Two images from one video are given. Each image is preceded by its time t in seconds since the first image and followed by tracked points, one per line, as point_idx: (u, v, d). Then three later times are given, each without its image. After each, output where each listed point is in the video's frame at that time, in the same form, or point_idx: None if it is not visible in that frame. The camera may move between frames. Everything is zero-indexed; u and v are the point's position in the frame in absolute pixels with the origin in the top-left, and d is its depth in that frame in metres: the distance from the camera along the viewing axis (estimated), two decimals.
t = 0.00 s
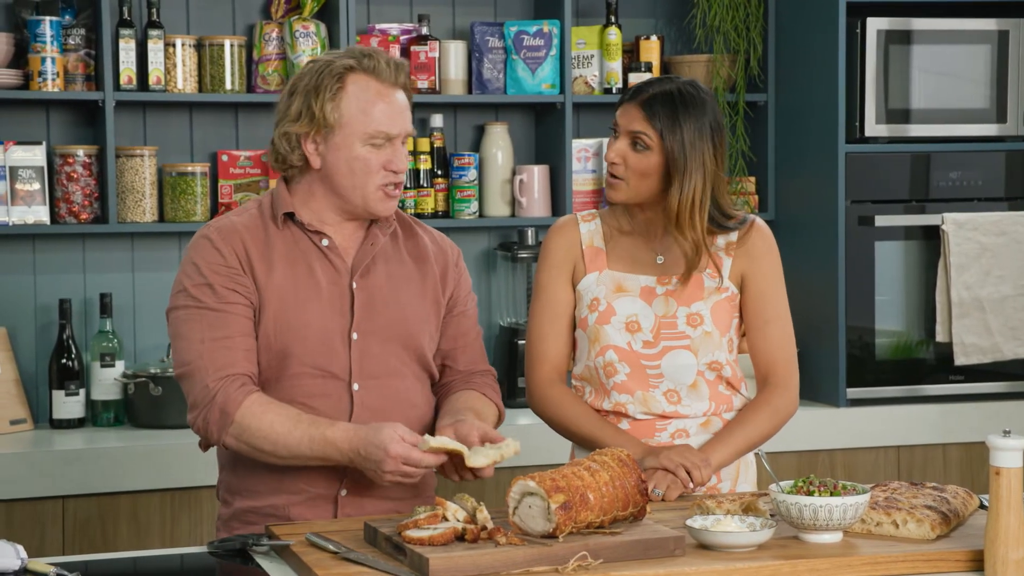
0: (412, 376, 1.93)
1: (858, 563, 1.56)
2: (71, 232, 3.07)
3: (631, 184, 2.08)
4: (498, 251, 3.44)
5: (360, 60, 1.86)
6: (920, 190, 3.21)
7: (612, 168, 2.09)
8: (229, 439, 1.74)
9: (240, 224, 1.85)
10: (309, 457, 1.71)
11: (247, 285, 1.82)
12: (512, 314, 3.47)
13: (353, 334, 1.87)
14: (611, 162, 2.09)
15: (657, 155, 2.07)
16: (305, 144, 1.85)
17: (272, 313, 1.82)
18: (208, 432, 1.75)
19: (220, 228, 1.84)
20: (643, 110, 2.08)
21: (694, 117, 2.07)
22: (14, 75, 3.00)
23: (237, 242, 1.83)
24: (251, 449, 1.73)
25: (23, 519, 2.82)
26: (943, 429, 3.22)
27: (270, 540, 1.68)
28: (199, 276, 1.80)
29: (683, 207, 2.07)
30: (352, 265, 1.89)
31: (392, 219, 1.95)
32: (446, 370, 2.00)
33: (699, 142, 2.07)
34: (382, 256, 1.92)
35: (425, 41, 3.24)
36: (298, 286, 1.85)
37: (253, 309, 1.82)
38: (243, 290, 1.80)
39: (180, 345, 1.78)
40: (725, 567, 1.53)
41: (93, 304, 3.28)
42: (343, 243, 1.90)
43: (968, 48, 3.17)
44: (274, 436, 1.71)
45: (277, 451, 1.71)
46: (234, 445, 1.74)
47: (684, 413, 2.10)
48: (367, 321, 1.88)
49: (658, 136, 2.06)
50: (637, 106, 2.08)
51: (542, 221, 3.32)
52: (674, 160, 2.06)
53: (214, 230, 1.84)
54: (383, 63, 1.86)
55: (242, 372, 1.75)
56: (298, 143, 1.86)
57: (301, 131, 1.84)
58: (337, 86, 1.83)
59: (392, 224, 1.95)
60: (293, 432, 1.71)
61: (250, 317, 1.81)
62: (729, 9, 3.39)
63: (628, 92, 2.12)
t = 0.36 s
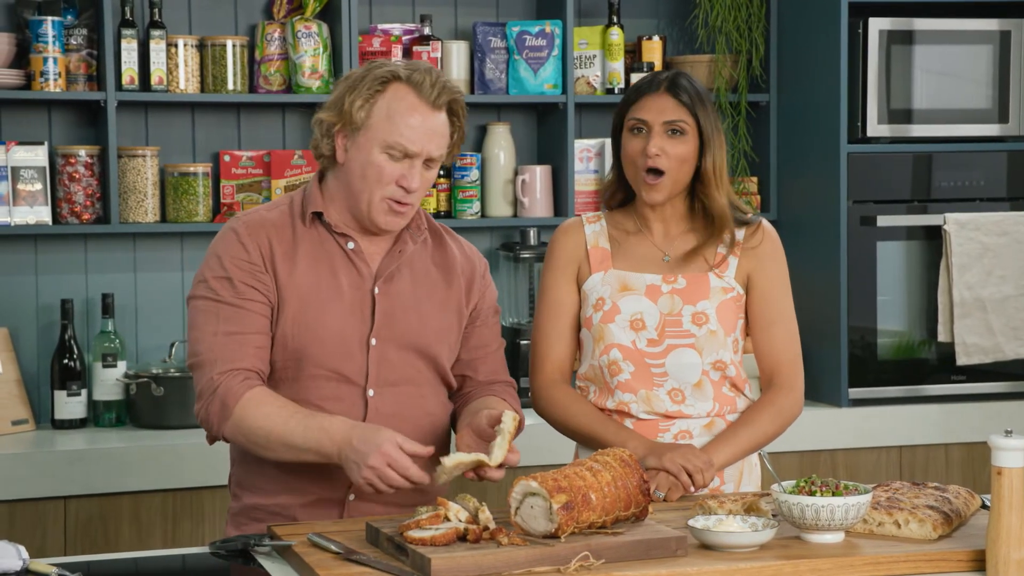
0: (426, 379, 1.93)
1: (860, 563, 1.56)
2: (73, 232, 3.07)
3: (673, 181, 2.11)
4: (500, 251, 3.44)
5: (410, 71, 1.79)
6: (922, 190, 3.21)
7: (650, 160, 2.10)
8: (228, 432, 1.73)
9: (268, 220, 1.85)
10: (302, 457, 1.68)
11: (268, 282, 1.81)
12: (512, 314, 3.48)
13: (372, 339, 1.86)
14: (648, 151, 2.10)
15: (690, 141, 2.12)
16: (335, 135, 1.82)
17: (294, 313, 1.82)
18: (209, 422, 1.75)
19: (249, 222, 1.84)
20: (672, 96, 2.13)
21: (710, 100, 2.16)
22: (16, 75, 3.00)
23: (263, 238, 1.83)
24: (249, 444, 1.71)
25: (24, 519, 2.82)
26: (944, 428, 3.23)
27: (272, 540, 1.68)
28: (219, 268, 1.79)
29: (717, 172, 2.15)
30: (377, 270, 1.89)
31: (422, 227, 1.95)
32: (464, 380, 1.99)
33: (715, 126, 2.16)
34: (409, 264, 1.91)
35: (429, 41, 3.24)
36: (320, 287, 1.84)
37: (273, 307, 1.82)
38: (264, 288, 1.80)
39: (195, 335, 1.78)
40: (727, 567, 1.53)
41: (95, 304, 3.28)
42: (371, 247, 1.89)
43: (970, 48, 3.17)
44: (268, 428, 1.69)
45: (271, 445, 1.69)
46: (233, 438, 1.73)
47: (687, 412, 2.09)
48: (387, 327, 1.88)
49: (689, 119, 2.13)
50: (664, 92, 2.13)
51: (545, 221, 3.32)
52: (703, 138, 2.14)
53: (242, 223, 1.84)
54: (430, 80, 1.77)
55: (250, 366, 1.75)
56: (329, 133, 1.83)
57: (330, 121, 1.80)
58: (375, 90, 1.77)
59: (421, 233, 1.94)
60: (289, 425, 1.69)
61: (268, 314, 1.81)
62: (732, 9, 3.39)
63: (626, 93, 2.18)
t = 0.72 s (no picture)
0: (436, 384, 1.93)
1: (856, 563, 1.56)
2: (69, 232, 3.07)
3: (679, 177, 2.13)
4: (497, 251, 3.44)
5: (442, 76, 1.76)
6: (919, 190, 3.21)
7: (657, 163, 2.12)
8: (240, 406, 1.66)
9: (292, 219, 1.84)
10: (303, 437, 1.59)
11: (291, 281, 1.80)
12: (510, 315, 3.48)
13: (388, 344, 1.86)
14: (656, 154, 2.12)
15: (695, 141, 2.15)
16: (363, 137, 1.79)
17: (312, 315, 1.82)
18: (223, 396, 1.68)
19: (275, 220, 1.83)
20: (675, 96, 2.16)
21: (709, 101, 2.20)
22: (13, 75, 3.00)
23: (289, 237, 1.82)
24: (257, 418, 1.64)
25: (21, 520, 2.82)
26: (941, 429, 3.23)
27: (269, 540, 1.68)
28: (246, 257, 1.76)
29: (717, 178, 2.17)
30: (396, 275, 1.88)
31: (441, 232, 1.94)
32: (476, 386, 1.99)
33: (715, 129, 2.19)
34: (427, 269, 1.91)
35: (425, 41, 3.22)
36: (340, 291, 1.84)
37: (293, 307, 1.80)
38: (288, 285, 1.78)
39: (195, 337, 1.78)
40: (724, 568, 1.53)
41: (91, 305, 3.28)
42: (392, 251, 1.88)
43: (967, 48, 3.18)
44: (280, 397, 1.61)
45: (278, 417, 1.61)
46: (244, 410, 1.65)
47: (691, 414, 2.09)
48: (405, 333, 1.87)
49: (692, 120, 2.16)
50: (666, 93, 2.16)
51: (541, 221, 3.32)
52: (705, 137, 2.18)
53: (269, 221, 1.82)
54: (463, 87, 1.75)
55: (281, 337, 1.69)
56: (358, 133, 1.80)
57: (360, 122, 1.77)
58: (407, 94, 1.74)
59: (441, 238, 1.94)
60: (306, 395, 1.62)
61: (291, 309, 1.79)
62: (728, 9, 3.40)
63: (625, 98, 2.22)
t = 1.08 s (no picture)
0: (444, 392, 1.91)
1: (851, 563, 1.56)
2: (64, 233, 3.07)
3: (668, 195, 2.10)
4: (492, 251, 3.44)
5: (462, 80, 1.75)
6: (914, 190, 3.22)
7: (643, 184, 2.09)
8: (296, 374, 1.51)
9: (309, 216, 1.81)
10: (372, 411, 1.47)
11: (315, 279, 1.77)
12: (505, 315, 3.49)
13: (400, 348, 1.86)
14: (640, 179, 2.09)
15: (682, 165, 2.10)
16: (378, 138, 1.77)
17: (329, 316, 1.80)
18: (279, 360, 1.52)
19: (296, 216, 1.79)
20: (663, 122, 2.08)
21: (708, 111, 2.11)
22: (7, 76, 3.00)
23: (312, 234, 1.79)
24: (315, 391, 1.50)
25: (16, 520, 2.81)
26: (936, 428, 3.24)
27: (264, 541, 1.68)
28: (280, 241, 1.70)
29: (708, 206, 2.11)
30: (407, 277, 1.88)
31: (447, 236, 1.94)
32: (475, 386, 1.98)
33: (714, 137, 2.11)
34: (436, 272, 1.91)
35: (420, 41, 3.22)
36: (356, 292, 1.83)
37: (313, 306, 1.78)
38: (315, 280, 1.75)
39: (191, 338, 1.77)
40: (719, 568, 1.53)
41: (86, 305, 3.28)
42: (404, 253, 1.88)
43: (962, 49, 3.18)
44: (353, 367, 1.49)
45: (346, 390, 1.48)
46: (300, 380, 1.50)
47: (688, 416, 2.10)
48: (415, 336, 1.87)
49: (682, 142, 2.09)
50: (655, 117, 2.09)
51: (536, 221, 3.32)
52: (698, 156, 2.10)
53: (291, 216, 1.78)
54: (482, 92, 1.75)
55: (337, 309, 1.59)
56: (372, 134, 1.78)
57: (379, 124, 1.75)
58: (427, 97, 1.73)
59: (447, 241, 1.93)
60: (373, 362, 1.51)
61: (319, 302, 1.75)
62: (723, 9, 3.40)
63: (626, 97, 2.14)
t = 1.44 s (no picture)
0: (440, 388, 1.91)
1: (846, 562, 1.56)
2: (59, 232, 3.07)
3: (666, 198, 2.09)
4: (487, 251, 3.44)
5: (468, 80, 1.76)
6: (909, 189, 3.22)
7: (643, 188, 2.07)
8: (291, 363, 1.49)
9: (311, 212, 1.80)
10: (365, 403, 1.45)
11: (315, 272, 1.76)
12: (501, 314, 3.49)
13: (400, 346, 1.85)
14: (640, 182, 2.07)
15: (682, 169, 2.08)
16: (383, 135, 1.77)
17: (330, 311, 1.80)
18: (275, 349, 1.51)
19: (297, 210, 1.78)
20: (662, 128, 2.06)
21: (707, 115, 2.09)
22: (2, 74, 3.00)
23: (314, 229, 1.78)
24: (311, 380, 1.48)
25: (11, 519, 2.81)
26: (931, 428, 3.24)
27: (260, 539, 1.68)
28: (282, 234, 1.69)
29: (707, 214, 2.09)
30: (408, 275, 1.88)
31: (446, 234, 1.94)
32: (474, 384, 1.99)
33: (715, 140, 2.09)
34: (436, 270, 1.90)
35: (415, 40, 3.21)
36: (357, 288, 1.82)
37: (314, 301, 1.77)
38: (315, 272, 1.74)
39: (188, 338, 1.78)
40: (714, 566, 1.53)
41: (81, 304, 3.28)
42: (405, 251, 1.88)
43: (957, 47, 3.18)
44: (347, 357, 1.47)
45: (340, 379, 1.46)
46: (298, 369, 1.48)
47: (688, 418, 2.10)
48: (416, 334, 1.86)
49: (681, 146, 2.07)
50: (655, 123, 2.07)
51: (532, 220, 3.33)
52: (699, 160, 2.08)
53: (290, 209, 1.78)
54: (489, 92, 1.76)
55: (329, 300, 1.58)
56: (377, 131, 1.78)
57: (386, 120, 1.75)
58: (434, 94, 1.74)
59: (446, 239, 1.93)
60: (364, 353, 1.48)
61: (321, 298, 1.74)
62: (719, 8, 3.41)
63: (626, 98, 2.12)
